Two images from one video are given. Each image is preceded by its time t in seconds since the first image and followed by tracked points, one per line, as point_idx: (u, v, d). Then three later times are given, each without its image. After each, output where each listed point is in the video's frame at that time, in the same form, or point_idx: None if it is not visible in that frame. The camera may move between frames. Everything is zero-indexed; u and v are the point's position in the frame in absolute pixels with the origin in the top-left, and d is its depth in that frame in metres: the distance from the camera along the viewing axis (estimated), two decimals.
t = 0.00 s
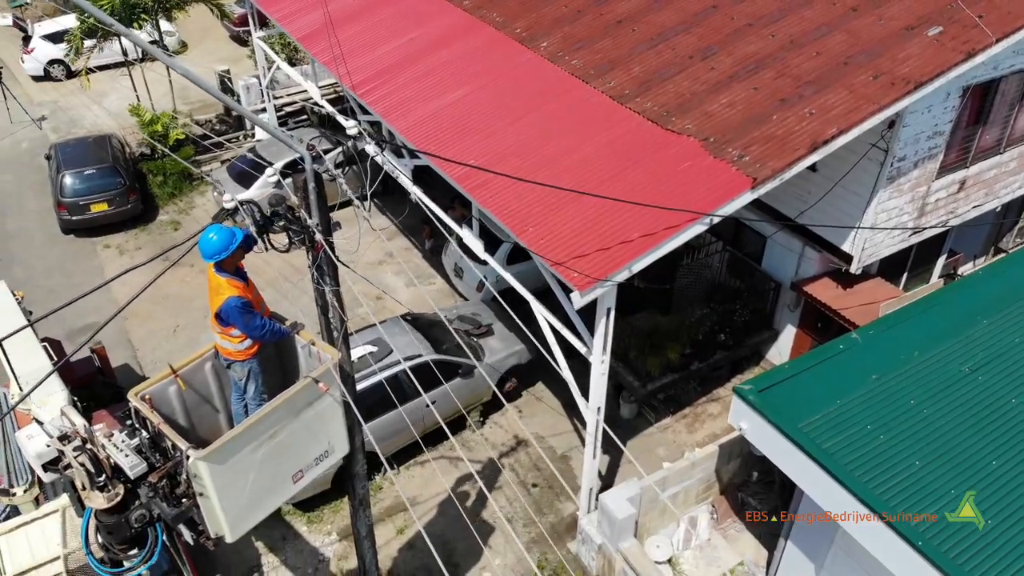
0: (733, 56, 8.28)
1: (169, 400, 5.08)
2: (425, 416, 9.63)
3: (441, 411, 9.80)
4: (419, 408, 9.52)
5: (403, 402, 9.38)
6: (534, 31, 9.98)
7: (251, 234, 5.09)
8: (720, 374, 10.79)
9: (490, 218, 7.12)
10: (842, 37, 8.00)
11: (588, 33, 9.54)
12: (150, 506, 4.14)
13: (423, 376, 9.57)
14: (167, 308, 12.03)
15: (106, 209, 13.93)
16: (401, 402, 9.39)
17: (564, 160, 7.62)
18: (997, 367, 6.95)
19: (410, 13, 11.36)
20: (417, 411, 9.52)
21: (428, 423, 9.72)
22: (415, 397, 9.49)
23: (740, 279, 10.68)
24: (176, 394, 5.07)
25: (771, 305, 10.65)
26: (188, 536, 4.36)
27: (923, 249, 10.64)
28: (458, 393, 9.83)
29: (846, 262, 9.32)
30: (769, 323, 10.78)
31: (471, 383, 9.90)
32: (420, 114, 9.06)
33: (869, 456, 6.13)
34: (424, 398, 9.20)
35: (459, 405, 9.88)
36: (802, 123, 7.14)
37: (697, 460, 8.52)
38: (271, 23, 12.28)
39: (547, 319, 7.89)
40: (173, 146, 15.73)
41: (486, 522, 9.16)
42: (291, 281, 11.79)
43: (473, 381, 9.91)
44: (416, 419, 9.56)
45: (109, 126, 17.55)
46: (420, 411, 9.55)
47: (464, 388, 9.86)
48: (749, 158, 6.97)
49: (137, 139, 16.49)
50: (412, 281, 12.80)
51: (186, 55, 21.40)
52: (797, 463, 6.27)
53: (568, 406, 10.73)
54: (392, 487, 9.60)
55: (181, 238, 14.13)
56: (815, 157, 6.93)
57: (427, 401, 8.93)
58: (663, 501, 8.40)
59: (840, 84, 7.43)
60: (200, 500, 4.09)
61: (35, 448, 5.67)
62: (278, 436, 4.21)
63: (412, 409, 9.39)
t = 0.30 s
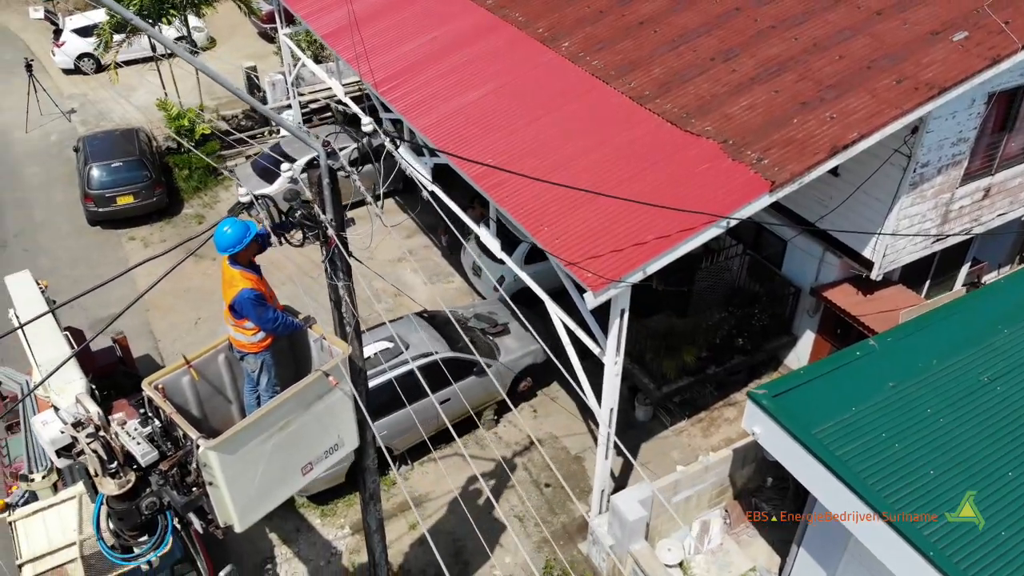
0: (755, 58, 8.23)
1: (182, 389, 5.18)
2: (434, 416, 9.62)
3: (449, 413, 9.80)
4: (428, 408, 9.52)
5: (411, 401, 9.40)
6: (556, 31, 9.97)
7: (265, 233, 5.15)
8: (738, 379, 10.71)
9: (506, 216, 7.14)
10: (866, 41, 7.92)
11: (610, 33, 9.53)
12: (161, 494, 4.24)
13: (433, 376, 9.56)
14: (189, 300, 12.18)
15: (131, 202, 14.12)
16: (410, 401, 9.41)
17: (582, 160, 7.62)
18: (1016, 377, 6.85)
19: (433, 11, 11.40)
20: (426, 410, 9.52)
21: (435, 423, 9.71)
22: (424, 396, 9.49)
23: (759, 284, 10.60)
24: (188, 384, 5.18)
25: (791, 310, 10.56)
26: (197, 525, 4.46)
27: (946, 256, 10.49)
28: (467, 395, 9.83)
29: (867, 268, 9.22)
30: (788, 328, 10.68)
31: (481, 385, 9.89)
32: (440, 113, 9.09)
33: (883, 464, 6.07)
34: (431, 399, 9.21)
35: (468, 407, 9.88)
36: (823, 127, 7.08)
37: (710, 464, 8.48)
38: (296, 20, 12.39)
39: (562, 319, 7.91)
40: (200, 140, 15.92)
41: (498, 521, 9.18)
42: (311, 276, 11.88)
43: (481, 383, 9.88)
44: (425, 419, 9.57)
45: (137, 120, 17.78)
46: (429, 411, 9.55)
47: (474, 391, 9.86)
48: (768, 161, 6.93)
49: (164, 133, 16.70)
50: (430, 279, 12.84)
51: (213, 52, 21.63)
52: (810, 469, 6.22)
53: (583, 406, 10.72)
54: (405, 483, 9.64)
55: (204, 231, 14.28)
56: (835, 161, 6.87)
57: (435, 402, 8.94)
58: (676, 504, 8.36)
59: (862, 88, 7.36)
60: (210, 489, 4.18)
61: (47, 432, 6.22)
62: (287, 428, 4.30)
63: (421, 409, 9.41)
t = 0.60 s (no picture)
0: (778, 61, 8.16)
1: (198, 379, 5.22)
2: (444, 416, 9.64)
3: (459, 414, 9.81)
4: (438, 407, 9.53)
5: (422, 399, 9.44)
6: (579, 31, 9.96)
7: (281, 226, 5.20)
8: (756, 384, 10.63)
9: (523, 216, 7.16)
10: (891, 45, 7.83)
11: (632, 34, 9.51)
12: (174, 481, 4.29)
13: (444, 375, 9.57)
14: (211, 293, 12.33)
15: (158, 194, 14.31)
16: (421, 399, 9.44)
17: (601, 160, 7.61)
18: None
19: (457, 10, 11.43)
20: (436, 409, 9.55)
21: (446, 423, 9.73)
22: (435, 395, 9.52)
23: (781, 288, 10.44)
24: (203, 374, 5.24)
25: (811, 316, 10.46)
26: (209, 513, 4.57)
27: (970, 264, 10.34)
28: (477, 397, 9.84)
29: (889, 275, 9.13)
30: (807, 333, 10.58)
31: (491, 387, 9.89)
32: (461, 111, 9.12)
33: (899, 473, 6.02)
34: (441, 399, 9.23)
35: (478, 408, 9.89)
36: (845, 132, 7.02)
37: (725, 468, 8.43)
38: (322, 18, 12.48)
39: (577, 319, 7.92)
40: (227, 134, 16.12)
41: (510, 519, 9.20)
42: (331, 272, 11.97)
43: (491, 384, 9.88)
44: (435, 418, 9.60)
45: (165, 115, 18.01)
46: (439, 410, 9.57)
47: (484, 392, 9.86)
48: (788, 164, 6.88)
49: (191, 127, 16.90)
50: (450, 277, 12.90)
51: (242, 48, 21.87)
52: (824, 476, 6.18)
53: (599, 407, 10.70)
54: (419, 479, 9.69)
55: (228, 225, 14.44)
56: (857, 166, 6.81)
57: (445, 402, 8.96)
58: (689, 508, 8.33)
59: (886, 93, 7.28)
60: (222, 479, 4.23)
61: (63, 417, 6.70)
62: (299, 420, 4.36)
63: (431, 408, 9.43)
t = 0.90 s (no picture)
0: (801, 64, 8.10)
1: (211, 370, 5.32)
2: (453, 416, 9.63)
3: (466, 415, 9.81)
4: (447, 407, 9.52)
5: (431, 398, 9.45)
6: (601, 32, 9.94)
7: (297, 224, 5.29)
8: (773, 389, 10.54)
9: (540, 214, 7.17)
10: (916, 50, 7.74)
11: (655, 34, 9.48)
12: (185, 470, 4.40)
13: (454, 374, 9.57)
14: (232, 286, 12.46)
15: (183, 187, 14.47)
16: (430, 398, 9.45)
17: (619, 161, 7.60)
18: None
19: (481, 9, 11.45)
20: (445, 409, 9.54)
21: (455, 422, 9.71)
22: (443, 395, 9.50)
23: (801, 293, 10.41)
24: (217, 365, 5.32)
25: (831, 322, 10.34)
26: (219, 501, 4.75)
27: (994, 274, 10.18)
28: (487, 397, 9.82)
29: (910, 282, 9.01)
30: (827, 339, 10.46)
31: (500, 389, 9.88)
32: (481, 110, 9.14)
33: (913, 482, 5.96)
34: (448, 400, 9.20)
35: (487, 409, 9.87)
36: (866, 136, 6.95)
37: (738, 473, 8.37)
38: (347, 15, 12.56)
39: (593, 320, 7.92)
40: (252, 129, 16.28)
41: (522, 518, 9.20)
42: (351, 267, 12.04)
43: (501, 385, 9.85)
44: (446, 418, 9.60)
45: (192, 109, 18.21)
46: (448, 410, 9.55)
47: (493, 394, 9.85)
48: (808, 168, 6.82)
49: (217, 122, 17.09)
50: (469, 275, 12.93)
51: (269, 44, 22.07)
52: (835, 482, 6.14)
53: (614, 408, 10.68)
54: (432, 475, 9.72)
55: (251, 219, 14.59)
56: (878, 171, 6.74)
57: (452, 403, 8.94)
58: (701, 511, 8.29)
59: (909, 98, 7.20)
60: (232, 468, 4.31)
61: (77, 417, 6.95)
62: (310, 412, 4.45)
63: (439, 407, 9.42)
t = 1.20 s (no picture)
0: (824, 68, 8.03)
1: (224, 361, 5.54)
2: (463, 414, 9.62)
3: (472, 417, 9.78)
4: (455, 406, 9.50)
5: (439, 398, 9.43)
6: (624, 32, 9.92)
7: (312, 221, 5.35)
8: (791, 395, 10.43)
9: (557, 214, 7.17)
10: (940, 56, 7.65)
11: (677, 36, 9.44)
12: (196, 458, 4.76)
13: (464, 373, 9.56)
14: (253, 280, 12.59)
15: (208, 181, 14.64)
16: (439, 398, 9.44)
17: (638, 161, 7.58)
18: None
19: (504, 9, 11.47)
20: (453, 409, 9.51)
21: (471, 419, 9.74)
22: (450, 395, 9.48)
23: (821, 299, 10.30)
24: (230, 355, 5.53)
25: (851, 329, 10.16)
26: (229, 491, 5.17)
27: (1019, 283, 10.01)
28: (500, 397, 9.82)
29: (931, 290, 8.90)
30: (846, 346, 10.30)
31: (507, 392, 9.85)
32: (502, 109, 9.16)
33: (927, 492, 5.89)
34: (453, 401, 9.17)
35: (494, 410, 9.84)
36: (888, 141, 6.88)
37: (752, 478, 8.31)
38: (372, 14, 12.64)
39: (608, 322, 7.92)
40: (276, 125, 16.44)
41: (534, 518, 9.20)
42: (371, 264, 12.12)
43: (513, 385, 9.85)
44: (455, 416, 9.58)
45: (218, 104, 18.40)
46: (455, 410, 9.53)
47: (501, 396, 9.84)
48: (828, 172, 6.77)
49: (243, 118, 17.26)
50: (487, 274, 12.95)
51: (296, 42, 22.24)
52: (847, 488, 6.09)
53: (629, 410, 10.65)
54: (445, 472, 9.76)
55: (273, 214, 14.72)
56: (899, 176, 6.67)
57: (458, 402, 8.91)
58: (713, 516, 8.25)
59: (933, 103, 7.11)
60: (242, 457, 4.45)
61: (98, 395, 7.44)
62: (320, 405, 4.57)
63: (446, 407, 9.39)
